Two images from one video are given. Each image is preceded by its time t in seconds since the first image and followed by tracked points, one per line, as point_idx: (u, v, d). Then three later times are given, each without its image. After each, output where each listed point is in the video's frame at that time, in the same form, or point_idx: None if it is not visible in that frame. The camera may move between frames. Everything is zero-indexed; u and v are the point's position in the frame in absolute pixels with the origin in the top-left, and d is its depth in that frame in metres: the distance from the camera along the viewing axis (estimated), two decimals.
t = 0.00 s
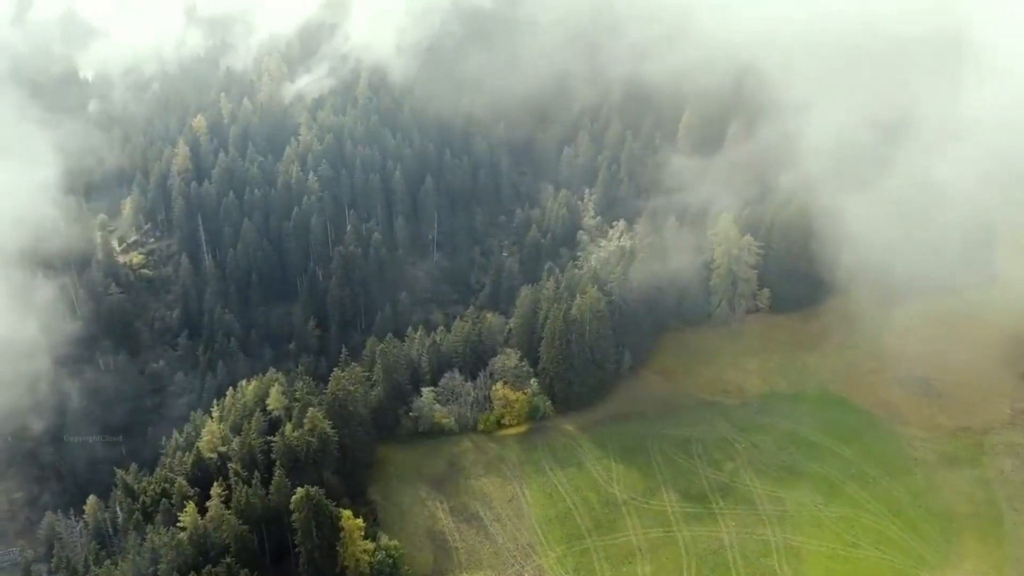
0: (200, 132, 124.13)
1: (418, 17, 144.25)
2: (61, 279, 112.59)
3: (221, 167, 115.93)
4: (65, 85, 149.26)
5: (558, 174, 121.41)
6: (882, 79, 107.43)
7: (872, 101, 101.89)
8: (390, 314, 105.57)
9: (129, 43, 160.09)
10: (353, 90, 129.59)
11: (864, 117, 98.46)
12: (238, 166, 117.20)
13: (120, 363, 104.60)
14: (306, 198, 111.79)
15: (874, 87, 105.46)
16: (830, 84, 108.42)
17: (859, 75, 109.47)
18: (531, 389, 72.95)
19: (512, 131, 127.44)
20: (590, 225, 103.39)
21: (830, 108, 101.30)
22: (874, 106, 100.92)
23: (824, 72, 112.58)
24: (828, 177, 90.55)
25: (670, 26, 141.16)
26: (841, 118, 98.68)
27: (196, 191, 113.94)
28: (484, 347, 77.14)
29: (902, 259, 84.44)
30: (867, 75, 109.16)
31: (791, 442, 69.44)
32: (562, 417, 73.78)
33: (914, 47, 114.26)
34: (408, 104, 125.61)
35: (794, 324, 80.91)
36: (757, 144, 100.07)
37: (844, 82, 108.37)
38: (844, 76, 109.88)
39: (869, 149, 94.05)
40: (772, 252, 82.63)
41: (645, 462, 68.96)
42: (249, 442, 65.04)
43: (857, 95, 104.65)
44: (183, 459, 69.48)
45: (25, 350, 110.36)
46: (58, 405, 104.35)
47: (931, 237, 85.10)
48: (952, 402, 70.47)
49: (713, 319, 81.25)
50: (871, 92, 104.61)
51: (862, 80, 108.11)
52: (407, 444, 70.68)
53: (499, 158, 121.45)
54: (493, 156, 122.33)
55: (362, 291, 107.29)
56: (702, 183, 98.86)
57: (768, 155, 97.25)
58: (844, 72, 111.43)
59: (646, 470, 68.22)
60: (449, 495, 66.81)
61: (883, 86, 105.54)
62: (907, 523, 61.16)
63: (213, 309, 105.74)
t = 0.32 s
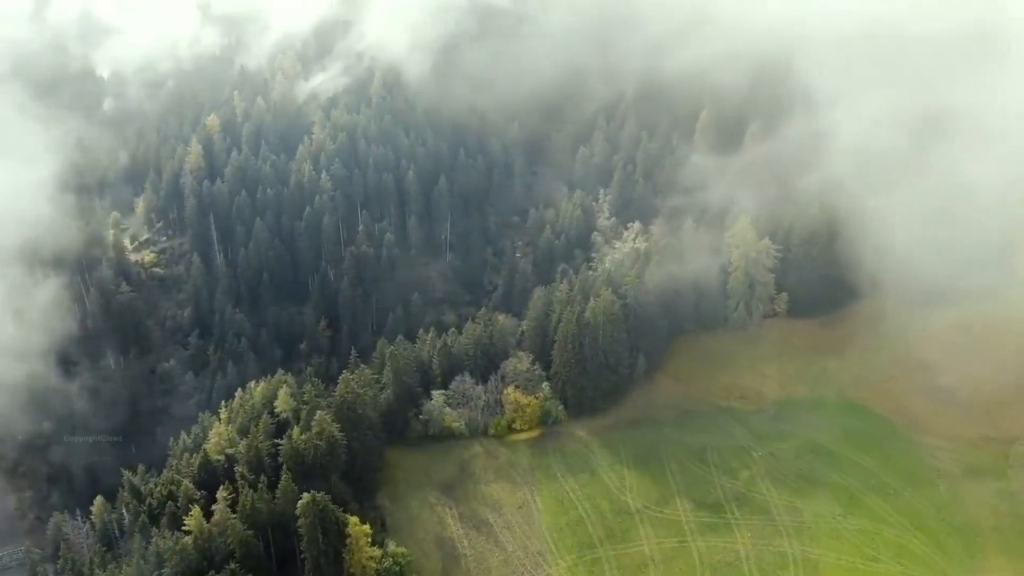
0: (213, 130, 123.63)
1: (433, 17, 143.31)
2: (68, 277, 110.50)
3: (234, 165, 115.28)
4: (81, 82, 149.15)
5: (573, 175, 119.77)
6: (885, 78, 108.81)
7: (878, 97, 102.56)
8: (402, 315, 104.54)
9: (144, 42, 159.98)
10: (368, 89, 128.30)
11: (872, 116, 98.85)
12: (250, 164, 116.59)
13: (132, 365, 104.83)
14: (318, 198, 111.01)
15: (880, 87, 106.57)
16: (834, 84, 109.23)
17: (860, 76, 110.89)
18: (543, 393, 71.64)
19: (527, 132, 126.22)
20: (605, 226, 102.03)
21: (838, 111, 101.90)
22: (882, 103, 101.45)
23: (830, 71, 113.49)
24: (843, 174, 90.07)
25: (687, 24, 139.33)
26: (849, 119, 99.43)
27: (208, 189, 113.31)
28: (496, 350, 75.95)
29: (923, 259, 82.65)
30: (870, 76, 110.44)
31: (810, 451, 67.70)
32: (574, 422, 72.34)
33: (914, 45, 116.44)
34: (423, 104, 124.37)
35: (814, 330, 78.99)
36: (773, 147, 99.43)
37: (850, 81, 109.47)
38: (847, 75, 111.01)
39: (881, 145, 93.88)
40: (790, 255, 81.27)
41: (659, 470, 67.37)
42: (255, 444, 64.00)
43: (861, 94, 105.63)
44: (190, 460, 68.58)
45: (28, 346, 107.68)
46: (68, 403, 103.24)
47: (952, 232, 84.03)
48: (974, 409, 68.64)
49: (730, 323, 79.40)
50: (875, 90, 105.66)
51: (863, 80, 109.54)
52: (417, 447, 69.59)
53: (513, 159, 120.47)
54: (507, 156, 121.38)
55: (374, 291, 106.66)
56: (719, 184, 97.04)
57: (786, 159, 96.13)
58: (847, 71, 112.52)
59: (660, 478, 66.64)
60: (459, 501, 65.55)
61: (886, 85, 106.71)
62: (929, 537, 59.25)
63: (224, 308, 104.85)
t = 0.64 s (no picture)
0: (226, 129, 123.25)
1: (448, 15, 142.43)
2: (74, 275, 108.31)
3: (246, 164, 114.61)
4: (96, 79, 149.46)
5: (587, 176, 118.32)
6: (894, 77, 107.83)
7: (894, 98, 101.55)
8: (414, 316, 103.70)
9: (160, 40, 159.98)
10: (382, 88, 127.45)
11: (888, 117, 97.80)
12: (263, 163, 115.90)
13: (141, 365, 104.46)
14: (330, 197, 110.21)
15: (899, 85, 105.11)
16: (854, 80, 107.44)
17: (880, 71, 109.16)
18: (556, 398, 70.34)
19: (542, 131, 124.87)
20: (620, 227, 100.63)
21: (852, 111, 100.30)
22: (901, 104, 100.13)
23: (850, 65, 111.61)
24: (863, 175, 88.19)
25: (704, 21, 137.67)
26: (868, 120, 98.15)
27: (220, 188, 112.75)
28: (508, 353, 74.70)
29: (946, 263, 80.81)
30: (888, 71, 108.95)
31: (828, 461, 65.95)
32: (586, 428, 71.02)
33: (919, 43, 116.02)
34: (437, 103, 123.24)
35: (833, 335, 77.15)
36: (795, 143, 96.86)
37: (870, 76, 107.71)
38: (866, 71, 109.32)
39: (897, 147, 92.76)
40: (809, 257, 79.07)
41: (672, 479, 65.83)
42: (263, 447, 62.96)
43: (878, 91, 104.25)
44: (197, 462, 67.68)
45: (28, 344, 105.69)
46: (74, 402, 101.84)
47: (974, 236, 83.00)
48: (999, 419, 66.72)
49: (747, 328, 77.60)
50: (894, 89, 104.20)
51: (883, 75, 107.75)
52: (427, 451, 68.49)
53: (527, 159, 119.25)
54: (521, 156, 120.21)
55: (386, 294, 106.32)
56: (737, 184, 95.18)
57: (806, 159, 93.76)
58: (864, 67, 111.06)
59: (674, 487, 65.05)
60: (468, 507, 64.27)
61: (903, 83, 105.56)
62: (952, 551, 57.32)
63: (235, 308, 104.30)
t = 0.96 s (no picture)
0: (239, 127, 122.75)
1: (464, 16, 141.59)
2: (84, 273, 107.51)
3: (258, 164, 113.66)
4: (113, 77, 149.75)
5: (603, 176, 116.58)
6: (920, 74, 105.23)
7: (921, 97, 99.08)
8: (426, 316, 102.60)
9: (176, 39, 159.65)
10: (396, 86, 126.43)
11: (912, 118, 95.56)
12: (275, 162, 115.04)
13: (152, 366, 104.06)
14: (343, 196, 109.40)
15: (925, 83, 102.50)
16: (879, 78, 105.03)
17: (906, 69, 106.59)
18: (568, 403, 69.05)
19: (558, 130, 123.45)
20: (635, 228, 98.99)
21: (875, 111, 98.16)
22: (927, 103, 97.70)
23: (875, 62, 109.01)
24: (886, 177, 86.10)
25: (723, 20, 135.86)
26: (892, 121, 95.88)
27: (232, 187, 111.88)
28: (520, 356, 73.43)
29: (973, 264, 78.19)
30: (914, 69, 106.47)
31: (848, 471, 64.18)
32: (599, 433, 69.64)
33: (943, 40, 113.51)
34: (452, 103, 122.27)
35: (853, 341, 75.23)
36: (814, 144, 95.29)
37: (894, 75, 105.32)
38: (891, 69, 106.89)
39: (922, 147, 90.49)
40: (829, 262, 77.23)
41: (687, 487, 64.15)
42: (270, 450, 61.84)
43: (904, 90, 101.80)
44: (204, 464, 66.61)
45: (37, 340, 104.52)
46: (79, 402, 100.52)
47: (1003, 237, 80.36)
48: None
49: (764, 335, 75.98)
50: (921, 87, 101.58)
51: (909, 74, 105.26)
52: (436, 455, 67.31)
53: (542, 160, 117.91)
54: (536, 156, 118.77)
55: (398, 295, 105.20)
56: (755, 187, 93.41)
57: (827, 163, 91.96)
58: (890, 64, 108.43)
59: (689, 496, 63.33)
60: (478, 513, 62.80)
61: (929, 81, 102.99)
62: (977, 568, 55.29)
63: (246, 309, 103.71)
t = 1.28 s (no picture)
0: (252, 126, 122.38)
1: (479, 16, 140.77)
2: (95, 270, 106.41)
3: (272, 163, 113.13)
4: (129, 74, 149.87)
5: (618, 176, 115.17)
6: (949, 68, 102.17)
7: (948, 96, 96.64)
8: (438, 318, 101.69)
9: (190, 37, 159.50)
10: (409, 85, 125.65)
11: (938, 117, 93.28)
12: (288, 161, 114.46)
13: (163, 364, 104.77)
14: (356, 195, 108.74)
15: (953, 79, 99.74)
16: (904, 76, 102.65)
17: (934, 63, 103.60)
18: (580, 408, 67.91)
19: (574, 131, 122.42)
20: (650, 229, 97.49)
21: (899, 112, 96.16)
22: (954, 102, 95.19)
23: (901, 58, 106.38)
24: (910, 177, 84.15)
25: (744, 18, 133.89)
26: (917, 122, 93.74)
27: (244, 186, 111.41)
28: (533, 360, 72.12)
29: (1001, 269, 75.95)
30: (942, 62, 103.40)
31: (868, 482, 62.42)
32: (612, 439, 68.36)
33: (970, 25, 109.88)
34: (465, 102, 121.23)
35: (874, 347, 73.39)
36: (835, 147, 93.76)
37: (921, 71, 102.63)
38: (918, 65, 104.09)
39: (948, 147, 88.17)
40: (851, 267, 75.37)
41: (702, 496, 62.56)
42: (277, 454, 60.75)
43: (929, 88, 99.42)
44: (210, 466, 65.62)
45: (45, 341, 101.96)
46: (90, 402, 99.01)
47: None
48: None
49: (782, 339, 74.62)
50: (949, 84, 98.91)
51: (937, 69, 102.40)
52: (446, 460, 66.28)
53: (556, 160, 116.75)
54: (550, 156, 117.30)
55: (410, 296, 103.89)
56: (774, 189, 91.77)
57: (847, 165, 90.27)
58: (917, 58, 105.62)
59: (704, 505, 61.70)
60: (488, 520, 61.38)
61: (958, 76, 99.97)
62: None
63: (257, 309, 102.52)
